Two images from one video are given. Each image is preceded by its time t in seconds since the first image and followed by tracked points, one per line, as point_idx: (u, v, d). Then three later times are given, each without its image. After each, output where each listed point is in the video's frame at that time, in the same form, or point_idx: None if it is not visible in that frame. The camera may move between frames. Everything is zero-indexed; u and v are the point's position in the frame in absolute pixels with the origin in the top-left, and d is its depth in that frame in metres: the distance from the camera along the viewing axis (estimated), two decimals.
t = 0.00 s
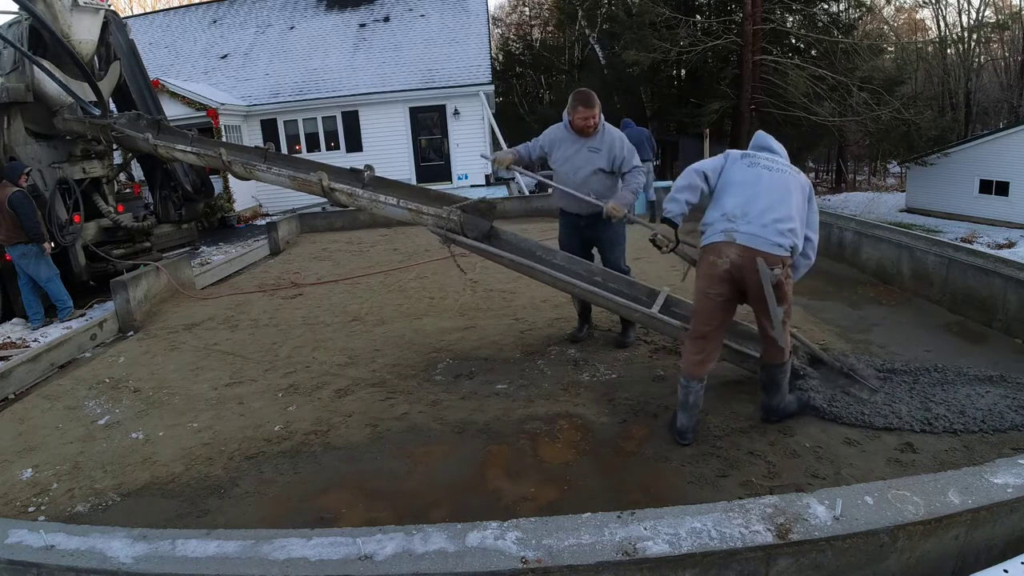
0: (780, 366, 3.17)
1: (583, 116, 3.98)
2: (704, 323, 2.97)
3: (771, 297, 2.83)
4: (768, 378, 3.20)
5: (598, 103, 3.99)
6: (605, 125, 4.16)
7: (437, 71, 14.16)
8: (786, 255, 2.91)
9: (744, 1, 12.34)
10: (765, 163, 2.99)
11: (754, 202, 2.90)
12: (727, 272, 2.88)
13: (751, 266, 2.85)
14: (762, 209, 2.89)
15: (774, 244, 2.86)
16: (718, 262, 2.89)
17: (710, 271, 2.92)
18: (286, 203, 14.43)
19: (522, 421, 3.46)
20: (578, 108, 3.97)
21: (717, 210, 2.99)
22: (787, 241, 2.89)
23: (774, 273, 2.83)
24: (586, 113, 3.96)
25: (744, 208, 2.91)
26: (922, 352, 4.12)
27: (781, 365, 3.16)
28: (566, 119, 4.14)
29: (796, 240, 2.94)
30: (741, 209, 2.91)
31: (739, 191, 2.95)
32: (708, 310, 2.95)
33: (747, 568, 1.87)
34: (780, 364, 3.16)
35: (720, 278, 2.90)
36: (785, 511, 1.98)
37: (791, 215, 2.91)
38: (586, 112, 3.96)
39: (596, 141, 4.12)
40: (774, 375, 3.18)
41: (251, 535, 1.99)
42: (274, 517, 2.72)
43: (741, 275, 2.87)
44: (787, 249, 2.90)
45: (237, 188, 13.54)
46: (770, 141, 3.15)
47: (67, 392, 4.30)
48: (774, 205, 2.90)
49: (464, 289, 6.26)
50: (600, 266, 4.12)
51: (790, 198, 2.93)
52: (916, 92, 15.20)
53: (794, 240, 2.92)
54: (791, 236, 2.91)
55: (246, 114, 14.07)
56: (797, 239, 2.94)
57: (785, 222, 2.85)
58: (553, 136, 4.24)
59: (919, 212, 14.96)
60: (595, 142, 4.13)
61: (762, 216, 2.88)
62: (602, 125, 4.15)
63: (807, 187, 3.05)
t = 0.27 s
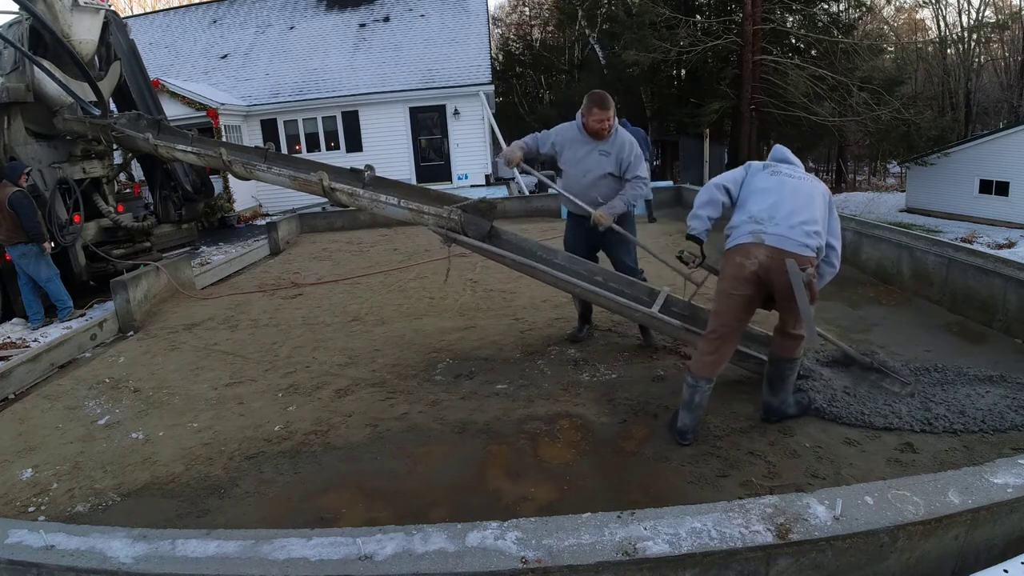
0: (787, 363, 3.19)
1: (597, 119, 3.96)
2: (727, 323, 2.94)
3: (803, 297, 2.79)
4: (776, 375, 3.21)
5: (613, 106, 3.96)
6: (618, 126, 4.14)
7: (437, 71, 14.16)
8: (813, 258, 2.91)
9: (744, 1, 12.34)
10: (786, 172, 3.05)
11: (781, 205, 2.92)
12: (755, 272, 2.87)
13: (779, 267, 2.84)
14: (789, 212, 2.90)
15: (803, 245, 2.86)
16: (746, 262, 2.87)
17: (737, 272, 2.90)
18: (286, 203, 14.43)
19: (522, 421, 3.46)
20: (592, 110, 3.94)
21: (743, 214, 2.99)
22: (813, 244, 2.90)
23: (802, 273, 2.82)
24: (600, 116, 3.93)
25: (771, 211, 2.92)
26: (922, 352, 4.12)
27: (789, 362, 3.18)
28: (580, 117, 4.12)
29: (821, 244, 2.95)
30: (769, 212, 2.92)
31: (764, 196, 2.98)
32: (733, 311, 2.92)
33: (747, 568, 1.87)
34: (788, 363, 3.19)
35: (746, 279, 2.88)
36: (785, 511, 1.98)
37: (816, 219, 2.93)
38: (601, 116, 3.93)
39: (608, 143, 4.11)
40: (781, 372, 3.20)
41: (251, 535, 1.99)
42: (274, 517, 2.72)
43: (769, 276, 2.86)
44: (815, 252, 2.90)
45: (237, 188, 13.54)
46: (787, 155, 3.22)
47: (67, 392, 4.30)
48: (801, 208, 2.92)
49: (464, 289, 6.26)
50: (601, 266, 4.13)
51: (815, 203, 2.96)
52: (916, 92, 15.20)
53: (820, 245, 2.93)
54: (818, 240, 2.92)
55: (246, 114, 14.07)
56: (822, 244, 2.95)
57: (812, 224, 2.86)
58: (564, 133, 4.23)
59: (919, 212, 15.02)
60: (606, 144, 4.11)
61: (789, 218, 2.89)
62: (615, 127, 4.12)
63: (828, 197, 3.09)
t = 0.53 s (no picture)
0: (793, 362, 3.19)
1: (633, 124, 3.91)
2: (743, 323, 2.94)
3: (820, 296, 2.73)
4: (781, 374, 3.22)
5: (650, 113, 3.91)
6: (652, 134, 4.09)
7: (437, 72, 14.16)
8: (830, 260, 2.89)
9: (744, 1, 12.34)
10: (800, 177, 3.05)
11: (796, 208, 2.92)
12: (772, 274, 2.87)
13: (796, 268, 2.83)
14: (805, 215, 2.90)
15: (819, 247, 2.84)
16: (762, 264, 2.88)
17: (754, 273, 2.90)
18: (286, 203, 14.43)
19: (522, 421, 3.46)
20: (631, 113, 3.88)
21: (759, 218, 2.99)
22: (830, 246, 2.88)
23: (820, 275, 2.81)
24: (637, 122, 3.89)
25: (787, 214, 2.92)
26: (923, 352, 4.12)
27: (796, 361, 3.19)
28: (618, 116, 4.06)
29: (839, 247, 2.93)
30: (784, 215, 2.92)
31: (779, 200, 2.98)
32: (749, 312, 2.92)
33: (747, 567, 1.87)
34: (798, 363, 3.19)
35: (763, 281, 2.88)
36: (785, 511, 1.98)
37: (833, 222, 2.91)
38: (638, 123, 3.89)
39: (637, 150, 4.07)
40: (786, 371, 3.21)
41: (251, 535, 1.99)
42: (273, 517, 2.72)
43: (787, 277, 2.85)
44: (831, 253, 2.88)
45: (237, 188, 13.54)
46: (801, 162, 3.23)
47: (67, 392, 4.30)
48: (817, 211, 2.91)
49: (464, 289, 6.27)
50: (601, 266, 4.13)
51: (831, 206, 2.95)
52: (916, 92, 15.20)
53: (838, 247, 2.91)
54: (835, 243, 2.90)
55: (246, 114, 14.06)
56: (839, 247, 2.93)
57: (829, 226, 2.85)
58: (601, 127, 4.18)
59: (919, 212, 15.03)
60: (636, 150, 4.08)
61: (805, 220, 2.88)
62: (648, 136, 4.08)
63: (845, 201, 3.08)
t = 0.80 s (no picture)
0: (792, 363, 3.19)
1: (654, 125, 3.84)
2: (745, 322, 2.94)
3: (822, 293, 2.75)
4: (780, 375, 3.23)
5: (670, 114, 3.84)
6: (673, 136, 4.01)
7: (437, 72, 14.16)
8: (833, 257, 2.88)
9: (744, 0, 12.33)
10: (801, 175, 3.06)
11: (798, 206, 2.93)
12: (774, 272, 2.88)
13: (798, 266, 2.85)
14: (807, 212, 2.90)
15: (821, 244, 2.84)
16: (764, 262, 2.89)
17: (756, 272, 2.91)
18: (286, 203, 14.43)
19: (522, 421, 3.46)
20: (650, 115, 3.81)
21: (761, 217, 3.01)
22: (833, 243, 2.88)
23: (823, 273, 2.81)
24: (658, 124, 3.82)
25: (789, 212, 2.93)
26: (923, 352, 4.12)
27: (795, 362, 3.18)
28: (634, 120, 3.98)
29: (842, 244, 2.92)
30: (785, 213, 2.94)
31: (781, 199, 2.99)
32: (751, 310, 2.92)
33: (748, 568, 1.87)
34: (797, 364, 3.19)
35: (765, 279, 2.89)
36: (785, 511, 1.98)
37: (835, 219, 2.91)
38: (660, 124, 3.82)
39: (659, 152, 4.00)
40: (785, 373, 3.21)
41: (251, 535, 1.99)
42: (274, 517, 2.72)
43: (789, 275, 2.86)
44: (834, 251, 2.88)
45: (238, 189, 13.54)
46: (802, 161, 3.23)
47: (67, 392, 4.30)
48: (819, 208, 2.91)
49: (464, 289, 6.26)
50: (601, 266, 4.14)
51: (833, 203, 2.94)
52: (916, 92, 15.20)
53: (841, 244, 2.90)
54: (837, 240, 2.89)
55: (246, 114, 14.06)
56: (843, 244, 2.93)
57: (831, 222, 2.85)
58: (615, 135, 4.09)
59: (919, 212, 15.04)
60: (657, 153, 4.00)
61: (806, 218, 2.89)
62: (667, 135, 4.01)
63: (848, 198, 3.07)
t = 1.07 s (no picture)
0: (790, 366, 3.20)
1: (649, 123, 3.85)
2: (744, 314, 2.97)
3: (819, 289, 2.76)
4: (779, 376, 3.23)
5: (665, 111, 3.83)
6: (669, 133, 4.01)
7: (437, 72, 14.16)
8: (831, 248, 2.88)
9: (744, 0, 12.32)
10: (796, 164, 3.04)
11: (794, 198, 2.92)
12: (772, 267, 2.88)
13: (796, 260, 2.85)
14: (803, 205, 2.90)
15: (818, 237, 2.84)
16: (761, 257, 2.90)
17: (755, 267, 2.92)
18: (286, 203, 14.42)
19: (522, 421, 3.46)
20: (644, 111, 3.83)
21: (758, 209, 3.01)
22: (830, 234, 2.87)
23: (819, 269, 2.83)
24: (653, 121, 3.82)
25: (785, 204, 2.92)
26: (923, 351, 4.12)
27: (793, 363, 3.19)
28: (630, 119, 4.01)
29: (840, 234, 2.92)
30: (781, 206, 2.93)
31: (777, 190, 2.98)
32: (752, 305, 2.94)
33: (747, 568, 1.87)
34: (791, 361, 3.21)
35: (764, 274, 2.90)
36: (785, 511, 1.98)
37: (832, 210, 2.90)
38: (655, 122, 3.82)
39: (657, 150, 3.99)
40: (782, 375, 3.22)
41: (250, 535, 1.99)
42: (273, 517, 2.72)
43: (787, 269, 2.87)
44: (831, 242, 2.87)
45: (237, 188, 13.54)
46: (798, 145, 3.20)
47: (67, 392, 4.30)
48: (814, 200, 2.90)
49: (464, 289, 6.26)
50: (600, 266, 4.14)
51: (829, 192, 2.93)
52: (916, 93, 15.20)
53: (838, 234, 2.90)
54: (834, 230, 2.89)
55: (246, 114, 14.06)
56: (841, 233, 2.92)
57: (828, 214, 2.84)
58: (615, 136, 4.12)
59: (919, 212, 15.04)
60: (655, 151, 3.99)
61: (802, 211, 2.88)
62: (663, 133, 4.01)
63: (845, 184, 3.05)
